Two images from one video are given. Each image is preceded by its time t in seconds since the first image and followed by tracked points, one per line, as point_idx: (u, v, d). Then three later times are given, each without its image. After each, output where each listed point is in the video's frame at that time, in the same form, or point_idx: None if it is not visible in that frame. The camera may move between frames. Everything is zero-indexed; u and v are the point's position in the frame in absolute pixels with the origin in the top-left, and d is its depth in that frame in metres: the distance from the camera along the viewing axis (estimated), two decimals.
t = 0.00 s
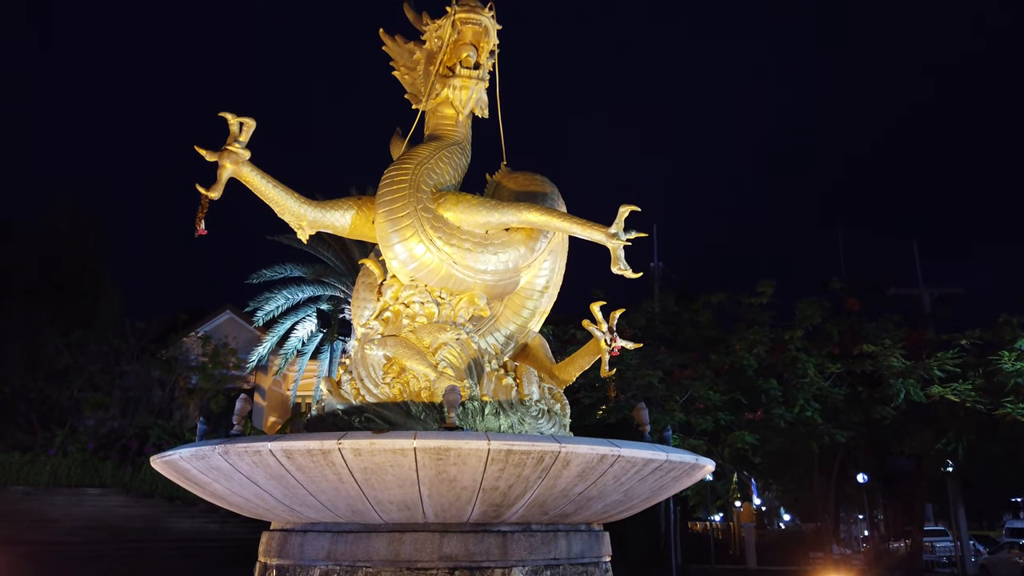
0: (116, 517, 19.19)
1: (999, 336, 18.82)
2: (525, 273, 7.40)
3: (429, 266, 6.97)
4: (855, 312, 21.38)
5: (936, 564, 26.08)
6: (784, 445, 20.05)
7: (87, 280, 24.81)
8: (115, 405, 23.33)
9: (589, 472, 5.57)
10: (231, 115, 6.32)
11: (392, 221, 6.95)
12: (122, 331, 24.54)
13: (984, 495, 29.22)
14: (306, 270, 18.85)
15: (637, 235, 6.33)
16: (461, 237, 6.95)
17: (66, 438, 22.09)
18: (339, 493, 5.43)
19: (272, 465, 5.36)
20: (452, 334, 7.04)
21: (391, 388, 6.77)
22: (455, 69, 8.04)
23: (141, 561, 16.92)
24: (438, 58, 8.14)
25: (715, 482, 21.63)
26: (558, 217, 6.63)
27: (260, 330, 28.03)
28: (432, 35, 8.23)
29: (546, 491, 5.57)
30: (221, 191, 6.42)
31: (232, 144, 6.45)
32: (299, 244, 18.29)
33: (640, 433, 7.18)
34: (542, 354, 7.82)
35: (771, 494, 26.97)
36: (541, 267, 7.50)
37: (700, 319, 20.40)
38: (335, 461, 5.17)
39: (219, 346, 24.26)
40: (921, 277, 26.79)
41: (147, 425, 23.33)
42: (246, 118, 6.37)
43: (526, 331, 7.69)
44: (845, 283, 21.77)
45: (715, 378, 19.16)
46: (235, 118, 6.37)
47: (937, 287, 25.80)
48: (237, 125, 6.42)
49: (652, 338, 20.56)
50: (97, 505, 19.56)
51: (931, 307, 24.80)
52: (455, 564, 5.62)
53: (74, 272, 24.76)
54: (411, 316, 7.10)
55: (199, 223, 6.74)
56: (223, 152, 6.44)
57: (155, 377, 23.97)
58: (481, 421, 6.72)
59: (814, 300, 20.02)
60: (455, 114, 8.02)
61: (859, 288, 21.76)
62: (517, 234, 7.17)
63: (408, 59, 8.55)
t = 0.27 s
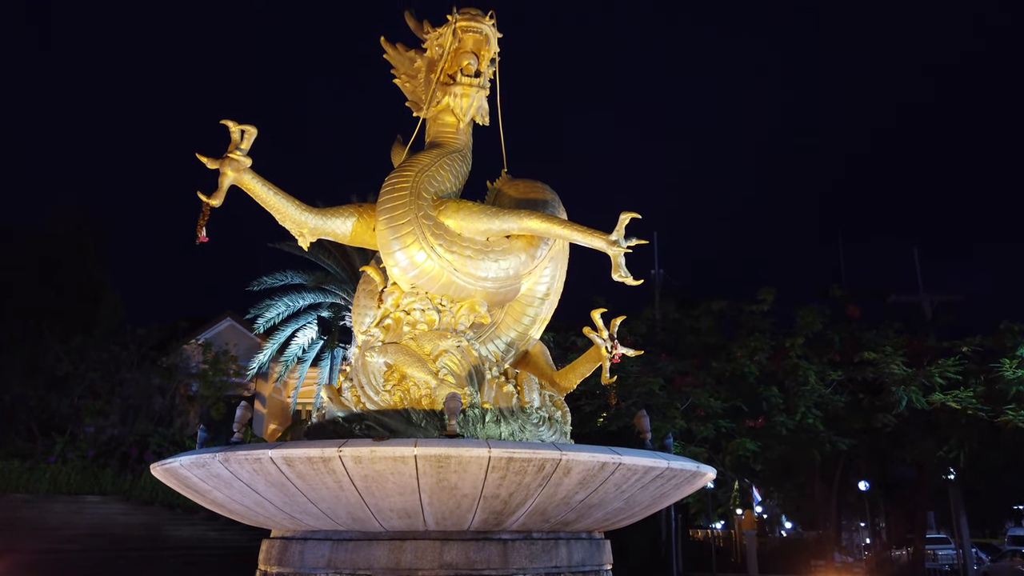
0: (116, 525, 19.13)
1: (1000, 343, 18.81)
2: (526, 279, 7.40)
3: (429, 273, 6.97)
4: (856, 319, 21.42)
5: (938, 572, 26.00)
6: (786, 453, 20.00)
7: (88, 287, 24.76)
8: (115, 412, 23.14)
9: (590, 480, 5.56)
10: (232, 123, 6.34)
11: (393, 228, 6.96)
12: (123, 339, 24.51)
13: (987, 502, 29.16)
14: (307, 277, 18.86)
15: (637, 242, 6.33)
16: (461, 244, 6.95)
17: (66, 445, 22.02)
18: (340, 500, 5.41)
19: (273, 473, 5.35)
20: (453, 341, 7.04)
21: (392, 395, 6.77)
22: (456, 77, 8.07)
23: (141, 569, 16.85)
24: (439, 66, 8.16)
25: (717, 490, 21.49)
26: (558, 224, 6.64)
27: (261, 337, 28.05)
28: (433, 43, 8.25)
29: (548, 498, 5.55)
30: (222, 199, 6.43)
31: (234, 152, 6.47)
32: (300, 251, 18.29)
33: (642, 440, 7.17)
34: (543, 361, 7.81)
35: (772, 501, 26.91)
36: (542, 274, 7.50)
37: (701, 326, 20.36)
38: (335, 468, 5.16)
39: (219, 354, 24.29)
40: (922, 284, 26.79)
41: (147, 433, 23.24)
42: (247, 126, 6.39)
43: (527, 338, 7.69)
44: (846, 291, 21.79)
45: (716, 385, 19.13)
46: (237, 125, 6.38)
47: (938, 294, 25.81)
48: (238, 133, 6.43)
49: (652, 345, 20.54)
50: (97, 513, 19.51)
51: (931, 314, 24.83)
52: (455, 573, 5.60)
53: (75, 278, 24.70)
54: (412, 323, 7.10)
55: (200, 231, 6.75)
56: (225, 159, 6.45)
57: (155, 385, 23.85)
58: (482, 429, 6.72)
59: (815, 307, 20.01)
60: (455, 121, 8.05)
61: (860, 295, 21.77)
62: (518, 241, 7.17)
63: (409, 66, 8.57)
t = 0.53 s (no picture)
0: (116, 533, 19.09)
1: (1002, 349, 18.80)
2: (526, 286, 7.40)
3: (430, 280, 6.97)
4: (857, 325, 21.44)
5: None
6: (787, 460, 19.96)
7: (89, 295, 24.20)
8: (116, 420, 23.34)
9: (591, 487, 5.55)
10: (233, 131, 6.35)
11: (393, 235, 6.96)
12: (123, 346, 24.61)
13: (988, 510, 29.10)
14: (308, 284, 18.90)
15: (638, 249, 6.33)
16: (462, 252, 6.95)
17: (66, 453, 22.00)
18: (340, 508, 5.40)
19: (273, 481, 5.34)
20: (454, 348, 7.03)
21: (392, 402, 6.76)
22: (456, 84, 8.09)
23: None
24: (439, 74, 8.18)
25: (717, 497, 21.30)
26: (559, 231, 6.65)
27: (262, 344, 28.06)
28: (433, 51, 8.27)
29: (549, 506, 5.54)
30: (223, 207, 6.43)
31: (235, 159, 6.47)
32: (300, 258, 18.32)
33: (642, 447, 7.15)
34: (543, 368, 7.80)
35: (774, 509, 26.81)
36: (543, 281, 7.50)
37: (702, 333, 20.32)
38: (335, 476, 5.15)
39: (220, 361, 24.21)
40: (923, 290, 26.77)
41: (147, 440, 23.25)
42: (248, 134, 6.40)
43: (527, 346, 7.68)
44: (847, 298, 21.80)
45: (717, 392, 19.09)
46: (238, 133, 6.39)
47: (939, 300, 25.79)
48: (239, 140, 6.44)
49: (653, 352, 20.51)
50: (97, 521, 19.49)
51: (932, 321, 24.84)
52: None
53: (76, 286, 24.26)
54: (413, 330, 7.10)
55: (201, 238, 6.76)
56: (226, 167, 6.46)
57: (155, 393, 24.20)
58: (482, 436, 6.71)
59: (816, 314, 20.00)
60: (456, 129, 8.06)
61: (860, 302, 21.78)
62: (519, 248, 7.17)
63: (409, 75, 8.60)
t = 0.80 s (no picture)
0: (116, 540, 19.07)
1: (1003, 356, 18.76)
2: (527, 293, 7.40)
3: (431, 287, 6.97)
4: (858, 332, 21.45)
5: None
6: (788, 467, 19.93)
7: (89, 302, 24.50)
8: (116, 427, 23.14)
9: (591, 494, 5.53)
10: (234, 138, 6.37)
11: (394, 242, 6.97)
12: (124, 353, 24.67)
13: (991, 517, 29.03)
14: (308, 291, 18.89)
15: (638, 256, 6.34)
16: (463, 258, 6.96)
17: (66, 460, 21.99)
18: (341, 516, 5.39)
19: (273, 488, 5.33)
20: (454, 355, 7.03)
21: (393, 409, 6.76)
22: (457, 92, 8.11)
23: None
24: (440, 81, 8.20)
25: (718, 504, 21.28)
26: (560, 238, 6.66)
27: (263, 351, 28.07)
28: (434, 59, 8.28)
29: (549, 513, 5.53)
30: (224, 214, 6.44)
31: (236, 166, 6.48)
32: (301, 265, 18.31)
33: (643, 454, 7.14)
34: (543, 374, 7.79)
35: (775, 516, 26.75)
36: (543, 287, 7.50)
37: (703, 339, 20.29)
38: (336, 483, 5.14)
39: (220, 367, 24.15)
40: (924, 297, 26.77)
41: (148, 446, 23.19)
42: (249, 141, 6.41)
43: (528, 352, 7.68)
44: (848, 304, 21.81)
45: (719, 399, 19.06)
46: (239, 140, 6.40)
47: (940, 307, 25.78)
48: (240, 148, 6.45)
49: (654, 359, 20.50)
50: (96, 528, 19.47)
51: (933, 327, 24.83)
52: None
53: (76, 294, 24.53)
54: (413, 337, 7.10)
55: (201, 245, 6.77)
56: (227, 174, 6.47)
57: (156, 399, 24.00)
58: (483, 443, 6.70)
59: (816, 320, 20.01)
60: (456, 136, 8.08)
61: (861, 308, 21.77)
62: (519, 255, 7.18)
63: (410, 82, 8.62)
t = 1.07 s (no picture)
0: (116, 548, 19.02)
1: (1004, 362, 18.72)
2: (527, 300, 7.40)
3: (431, 294, 6.96)
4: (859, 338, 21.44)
5: None
6: (790, 474, 19.88)
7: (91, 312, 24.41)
8: (115, 434, 22.97)
9: (592, 502, 5.52)
10: (235, 145, 6.38)
11: (395, 249, 6.97)
12: (124, 359, 24.51)
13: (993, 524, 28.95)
14: (309, 297, 18.90)
15: (639, 262, 6.34)
16: (463, 265, 6.96)
17: (66, 467, 21.94)
18: (341, 523, 5.38)
19: (273, 495, 5.32)
20: (455, 362, 7.02)
21: (393, 416, 6.75)
22: (458, 99, 8.13)
23: None
24: (441, 88, 8.22)
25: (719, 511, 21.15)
26: (561, 245, 6.67)
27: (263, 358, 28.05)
28: (435, 66, 8.30)
29: (550, 520, 5.52)
30: (225, 220, 6.45)
31: (237, 173, 6.49)
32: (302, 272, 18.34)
33: (644, 461, 7.12)
34: (544, 381, 7.79)
35: (777, 524, 26.65)
36: (544, 294, 7.50)
37: (704, 346, 20.25)
38: (336, 490, 5.13)
39: (220, 374, 24.07)
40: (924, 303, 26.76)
41: (147, 454, 22.90)
42: (251, 147, 6.43)
43: (528, 359, 7.67)
44: (849, 311, 21.81)
45: (720, 406, 19.02)
46: (240, 147, 6.42)
47: (940, 313, 25.77)
48: (242, 155, 6.47)
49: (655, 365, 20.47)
50: (96, 535, 19.39)
51: (934, 333, 24.83)
52: None
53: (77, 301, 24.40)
54: (413, 344, 7.10)
55: (202, 252, 6.78)
56: (228, 181, 6.48)
57: (156, 407, 23.73)
58: (483, 450, 6.69)
59: (816, 327, 20.00)
60: (457, 143, 8.10)
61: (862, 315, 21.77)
62: (520, 262, 7.18)
63: (411, 89, 8.64)
